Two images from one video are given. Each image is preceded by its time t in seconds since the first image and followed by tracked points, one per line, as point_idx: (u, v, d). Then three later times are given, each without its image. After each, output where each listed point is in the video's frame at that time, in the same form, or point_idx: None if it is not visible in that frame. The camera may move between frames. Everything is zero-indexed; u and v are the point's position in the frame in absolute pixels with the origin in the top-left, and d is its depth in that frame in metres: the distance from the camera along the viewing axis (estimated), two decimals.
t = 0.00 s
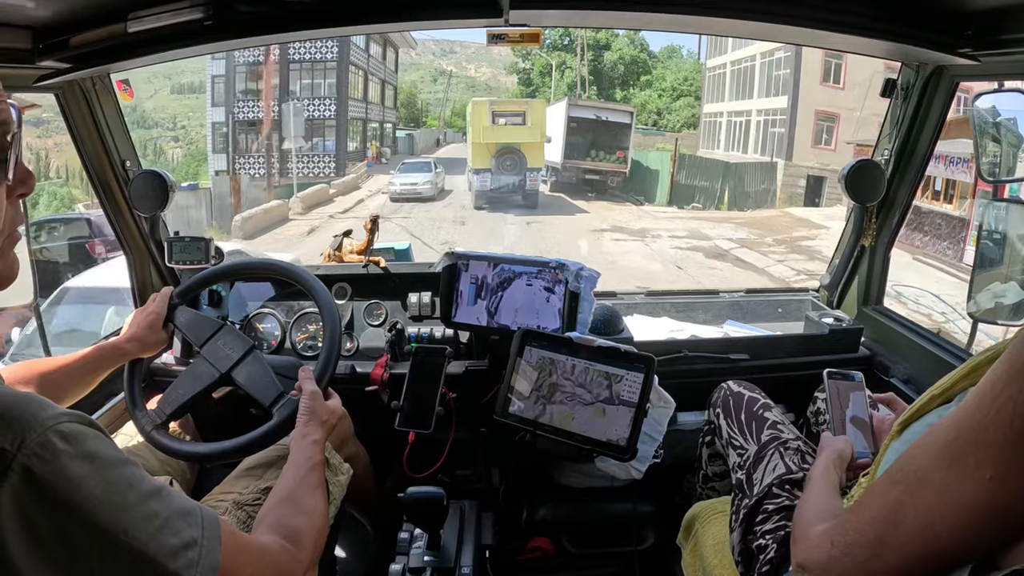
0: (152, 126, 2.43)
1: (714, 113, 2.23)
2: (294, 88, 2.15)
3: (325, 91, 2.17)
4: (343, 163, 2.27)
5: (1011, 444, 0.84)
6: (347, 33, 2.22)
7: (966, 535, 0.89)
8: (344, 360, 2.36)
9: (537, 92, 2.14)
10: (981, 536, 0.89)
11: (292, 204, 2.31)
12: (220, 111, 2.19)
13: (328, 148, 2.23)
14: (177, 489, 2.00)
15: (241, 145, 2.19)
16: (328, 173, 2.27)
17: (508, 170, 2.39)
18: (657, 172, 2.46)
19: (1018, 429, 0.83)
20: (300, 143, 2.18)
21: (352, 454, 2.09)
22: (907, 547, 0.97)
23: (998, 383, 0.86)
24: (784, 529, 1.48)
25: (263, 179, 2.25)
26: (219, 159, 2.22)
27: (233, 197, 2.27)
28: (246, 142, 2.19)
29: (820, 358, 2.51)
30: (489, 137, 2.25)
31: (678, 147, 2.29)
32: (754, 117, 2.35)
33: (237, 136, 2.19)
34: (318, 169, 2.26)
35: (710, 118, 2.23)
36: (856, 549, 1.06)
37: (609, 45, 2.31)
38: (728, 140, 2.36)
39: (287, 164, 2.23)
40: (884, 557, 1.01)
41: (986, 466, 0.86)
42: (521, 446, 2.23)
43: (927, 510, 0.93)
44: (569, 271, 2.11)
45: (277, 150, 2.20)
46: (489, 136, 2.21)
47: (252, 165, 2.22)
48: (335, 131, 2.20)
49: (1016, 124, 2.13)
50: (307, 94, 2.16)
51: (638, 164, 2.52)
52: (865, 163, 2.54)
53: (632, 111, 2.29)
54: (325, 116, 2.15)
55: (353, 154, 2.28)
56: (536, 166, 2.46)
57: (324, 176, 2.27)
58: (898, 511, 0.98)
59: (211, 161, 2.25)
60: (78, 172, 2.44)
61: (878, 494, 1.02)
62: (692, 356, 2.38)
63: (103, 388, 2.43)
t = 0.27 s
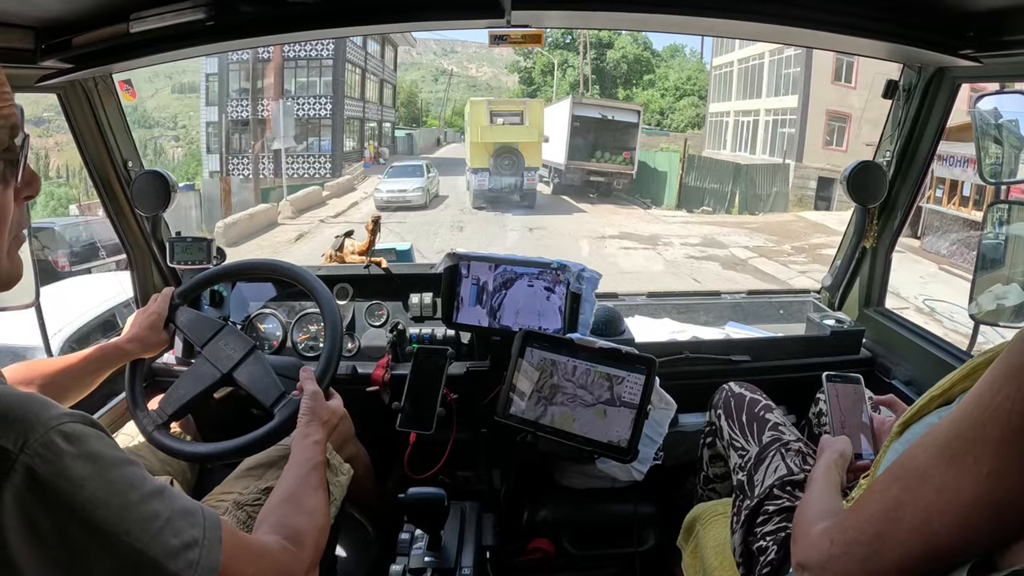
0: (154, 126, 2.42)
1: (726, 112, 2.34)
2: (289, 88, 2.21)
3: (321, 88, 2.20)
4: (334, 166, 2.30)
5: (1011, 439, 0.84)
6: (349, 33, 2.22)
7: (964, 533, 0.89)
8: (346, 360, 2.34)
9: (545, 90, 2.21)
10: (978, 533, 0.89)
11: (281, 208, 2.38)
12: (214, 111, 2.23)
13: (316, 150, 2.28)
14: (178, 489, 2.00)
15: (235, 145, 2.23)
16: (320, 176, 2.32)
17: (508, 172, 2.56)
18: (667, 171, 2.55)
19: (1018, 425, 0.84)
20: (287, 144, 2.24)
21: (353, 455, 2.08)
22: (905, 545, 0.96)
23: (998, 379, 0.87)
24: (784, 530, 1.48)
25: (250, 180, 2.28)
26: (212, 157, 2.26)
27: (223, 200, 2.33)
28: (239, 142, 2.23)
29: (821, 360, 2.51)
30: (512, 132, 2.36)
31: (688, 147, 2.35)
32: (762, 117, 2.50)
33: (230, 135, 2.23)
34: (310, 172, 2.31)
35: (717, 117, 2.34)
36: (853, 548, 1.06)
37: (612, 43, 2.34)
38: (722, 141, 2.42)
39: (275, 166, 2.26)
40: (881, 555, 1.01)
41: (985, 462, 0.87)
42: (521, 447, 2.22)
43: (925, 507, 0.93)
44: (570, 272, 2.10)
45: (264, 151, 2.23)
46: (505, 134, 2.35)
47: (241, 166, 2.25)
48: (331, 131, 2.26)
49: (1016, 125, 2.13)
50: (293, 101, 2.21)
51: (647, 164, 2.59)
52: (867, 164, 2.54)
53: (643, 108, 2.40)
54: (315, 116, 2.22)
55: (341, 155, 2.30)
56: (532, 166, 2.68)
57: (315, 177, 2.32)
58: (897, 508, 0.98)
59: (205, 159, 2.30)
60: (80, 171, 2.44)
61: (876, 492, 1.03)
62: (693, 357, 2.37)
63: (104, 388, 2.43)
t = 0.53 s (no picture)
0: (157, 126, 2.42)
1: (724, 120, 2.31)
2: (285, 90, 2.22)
3: (312, 93, 2.22)
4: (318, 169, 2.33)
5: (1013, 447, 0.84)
6: (350, 33, 2.22)
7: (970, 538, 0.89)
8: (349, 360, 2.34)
9: (547, 92, 2.19)
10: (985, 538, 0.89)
11: (271, 213, 2.41)
12: (208, 110, 2.26)
13: (300, 152, 2.28)
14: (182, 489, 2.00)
15: (223, 145, 2.28)
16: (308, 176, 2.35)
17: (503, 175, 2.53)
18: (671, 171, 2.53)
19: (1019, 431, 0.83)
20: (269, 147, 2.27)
21: (357, 454, 2.08)
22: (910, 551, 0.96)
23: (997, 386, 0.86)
24: (786, 529, 1.48)
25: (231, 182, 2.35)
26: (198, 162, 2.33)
27: (211, 202, 2.36)
28: (232, 143, 2.28)
29: (824, 359, 2.51)
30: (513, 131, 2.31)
31: (695, 148, 2.34)
32: (771, 117, 2.45)
33: (223, 136, 2.27)
34: (303, 171, 2.33)
35: (724, 117, 2.29)
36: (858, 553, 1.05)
37: (615, 41, 2.33)
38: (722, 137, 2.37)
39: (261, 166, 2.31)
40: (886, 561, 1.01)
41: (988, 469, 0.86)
42: (525, 446, 2.24)
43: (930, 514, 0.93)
44: (573, 271, 2.11)
45: (249, 154, 2.28)
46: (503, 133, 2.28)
47: (230, 167, 2.32)
48: (326, 130, 2.25)
49: (1019, 123, 2.13)
50: (271, 106, 2.23)
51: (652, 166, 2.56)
52: (870, 163, 2.53)
53: (647, 108, 2.30)
54: (302, 117, 2.22)
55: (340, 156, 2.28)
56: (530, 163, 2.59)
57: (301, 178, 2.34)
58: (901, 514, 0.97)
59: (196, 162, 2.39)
60: (82, 173, 2.43)
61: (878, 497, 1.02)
62: (695, 356, 2.37)
63: (108, 388, 2.44)
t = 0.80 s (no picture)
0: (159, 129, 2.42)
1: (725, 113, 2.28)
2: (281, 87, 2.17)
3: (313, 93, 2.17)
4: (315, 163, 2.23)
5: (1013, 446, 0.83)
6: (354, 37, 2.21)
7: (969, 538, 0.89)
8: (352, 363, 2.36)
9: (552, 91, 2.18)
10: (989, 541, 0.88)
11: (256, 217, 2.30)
12: (199, 110, 2.24)
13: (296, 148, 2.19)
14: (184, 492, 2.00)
15: (213, 139, 2.18)
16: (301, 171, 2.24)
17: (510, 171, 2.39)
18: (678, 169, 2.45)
19: (1017, 433, 0.83)
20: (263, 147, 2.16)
21: (358, 457, 2.08)
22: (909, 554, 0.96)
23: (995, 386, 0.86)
24: (787, 532, 1.48)
25: (225, 180, 2.24)
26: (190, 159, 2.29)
27: (200, 205, 2.36)
28: (221, 142, 2.18)
29: (826, 362, 2.51)
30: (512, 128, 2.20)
31: (703, 148, 2.32)
32: (780, 117, 2.42)
33: (215, 136, 2.18)
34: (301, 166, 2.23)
35: (730, 117, 2.32)
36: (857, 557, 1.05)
37: (618, 40, 2.32)
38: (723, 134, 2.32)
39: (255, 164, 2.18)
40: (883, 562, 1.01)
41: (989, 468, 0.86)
42: (526, 450, 2.23)
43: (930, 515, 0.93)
44: (575, 275, 2.09)
45: (242, 151, 2.17)
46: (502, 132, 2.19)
47: (226, 165, 2.20)
48: (321, 130, 2.17)
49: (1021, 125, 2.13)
50: (265, 106, 2.14)
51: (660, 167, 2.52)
52: (873, 166, 2.53)
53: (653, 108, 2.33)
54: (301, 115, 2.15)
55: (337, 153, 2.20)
56: (529, 162, 2.41)
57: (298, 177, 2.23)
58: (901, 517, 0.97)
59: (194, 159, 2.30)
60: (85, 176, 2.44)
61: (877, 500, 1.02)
62: (698, 359, 2.37)
63: (110, 391, 2.44)
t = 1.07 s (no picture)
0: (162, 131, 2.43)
1: (723, 114, 2.24)
2: (276, 93, 2.15)
3: (306, 101, 2.15)
4: (307, 167, 2.23)
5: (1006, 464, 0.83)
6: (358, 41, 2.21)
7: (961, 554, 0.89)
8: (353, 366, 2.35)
9: (560, 88, 2.24)
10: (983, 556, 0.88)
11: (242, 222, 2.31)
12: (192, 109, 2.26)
13: (288, 155, 2.19)
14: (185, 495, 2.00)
15: (205, 149, 2.20)
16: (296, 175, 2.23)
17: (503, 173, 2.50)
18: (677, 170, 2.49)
19: (1008, 451, 0.83)
20: (255, 150, 2.16)
21: (358, 461, 2.08)
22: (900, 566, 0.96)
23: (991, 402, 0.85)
24: (790, 540, 1.47)
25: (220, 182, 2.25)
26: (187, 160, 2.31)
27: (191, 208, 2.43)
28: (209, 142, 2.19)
29: (828, 366, 2.51)
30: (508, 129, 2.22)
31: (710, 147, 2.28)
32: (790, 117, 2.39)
33: (208, 135, 2.19)
34: (296, 170, 2.21)
35: (737, 116, 2.25)
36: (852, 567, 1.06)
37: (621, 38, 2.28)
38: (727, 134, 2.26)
39: (247, 167, 2.19)
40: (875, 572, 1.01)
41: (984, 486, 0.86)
42: (527, 454, 2.23)
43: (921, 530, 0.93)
44: (577, 279, 2.10)
45: (234, 156, 2.18)
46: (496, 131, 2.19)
47: (221, 168, 2.21)
48: (316, 130, 2.16)
49: None
50: (259, 113, 2.14)
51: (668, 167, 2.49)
52: (874, 171, 2.53)
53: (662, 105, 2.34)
54: (294, 120, 2.16)
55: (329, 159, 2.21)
56: (523, 160, 2.51)
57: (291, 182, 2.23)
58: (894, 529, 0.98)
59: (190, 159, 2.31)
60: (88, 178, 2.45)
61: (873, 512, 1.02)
62: (698, 364, 2.38)
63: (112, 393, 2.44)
